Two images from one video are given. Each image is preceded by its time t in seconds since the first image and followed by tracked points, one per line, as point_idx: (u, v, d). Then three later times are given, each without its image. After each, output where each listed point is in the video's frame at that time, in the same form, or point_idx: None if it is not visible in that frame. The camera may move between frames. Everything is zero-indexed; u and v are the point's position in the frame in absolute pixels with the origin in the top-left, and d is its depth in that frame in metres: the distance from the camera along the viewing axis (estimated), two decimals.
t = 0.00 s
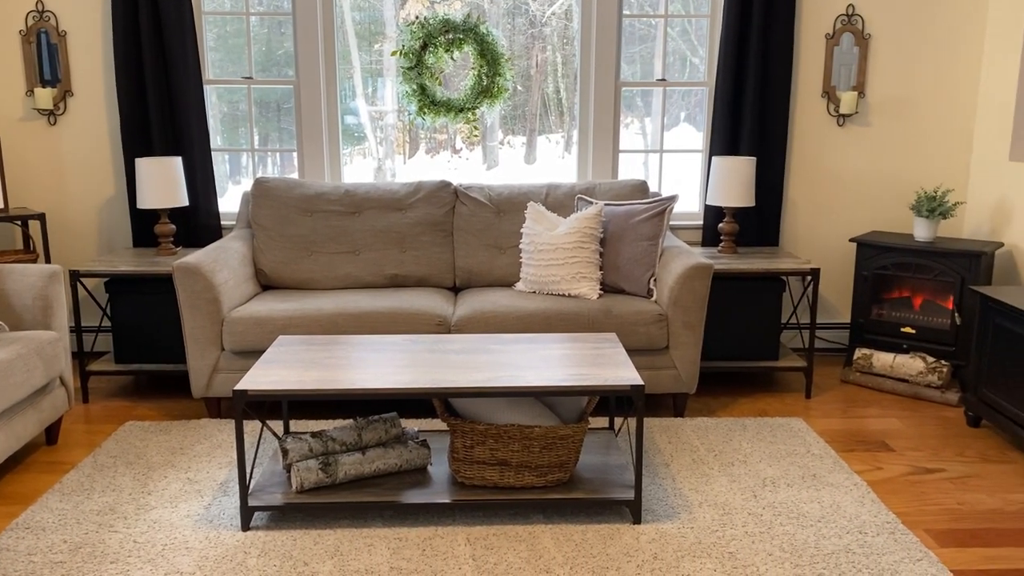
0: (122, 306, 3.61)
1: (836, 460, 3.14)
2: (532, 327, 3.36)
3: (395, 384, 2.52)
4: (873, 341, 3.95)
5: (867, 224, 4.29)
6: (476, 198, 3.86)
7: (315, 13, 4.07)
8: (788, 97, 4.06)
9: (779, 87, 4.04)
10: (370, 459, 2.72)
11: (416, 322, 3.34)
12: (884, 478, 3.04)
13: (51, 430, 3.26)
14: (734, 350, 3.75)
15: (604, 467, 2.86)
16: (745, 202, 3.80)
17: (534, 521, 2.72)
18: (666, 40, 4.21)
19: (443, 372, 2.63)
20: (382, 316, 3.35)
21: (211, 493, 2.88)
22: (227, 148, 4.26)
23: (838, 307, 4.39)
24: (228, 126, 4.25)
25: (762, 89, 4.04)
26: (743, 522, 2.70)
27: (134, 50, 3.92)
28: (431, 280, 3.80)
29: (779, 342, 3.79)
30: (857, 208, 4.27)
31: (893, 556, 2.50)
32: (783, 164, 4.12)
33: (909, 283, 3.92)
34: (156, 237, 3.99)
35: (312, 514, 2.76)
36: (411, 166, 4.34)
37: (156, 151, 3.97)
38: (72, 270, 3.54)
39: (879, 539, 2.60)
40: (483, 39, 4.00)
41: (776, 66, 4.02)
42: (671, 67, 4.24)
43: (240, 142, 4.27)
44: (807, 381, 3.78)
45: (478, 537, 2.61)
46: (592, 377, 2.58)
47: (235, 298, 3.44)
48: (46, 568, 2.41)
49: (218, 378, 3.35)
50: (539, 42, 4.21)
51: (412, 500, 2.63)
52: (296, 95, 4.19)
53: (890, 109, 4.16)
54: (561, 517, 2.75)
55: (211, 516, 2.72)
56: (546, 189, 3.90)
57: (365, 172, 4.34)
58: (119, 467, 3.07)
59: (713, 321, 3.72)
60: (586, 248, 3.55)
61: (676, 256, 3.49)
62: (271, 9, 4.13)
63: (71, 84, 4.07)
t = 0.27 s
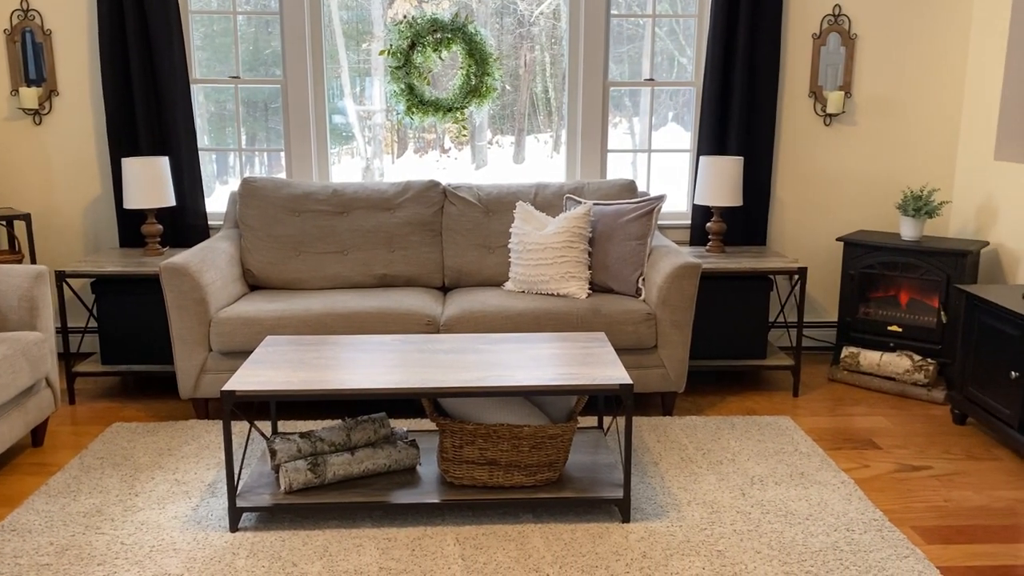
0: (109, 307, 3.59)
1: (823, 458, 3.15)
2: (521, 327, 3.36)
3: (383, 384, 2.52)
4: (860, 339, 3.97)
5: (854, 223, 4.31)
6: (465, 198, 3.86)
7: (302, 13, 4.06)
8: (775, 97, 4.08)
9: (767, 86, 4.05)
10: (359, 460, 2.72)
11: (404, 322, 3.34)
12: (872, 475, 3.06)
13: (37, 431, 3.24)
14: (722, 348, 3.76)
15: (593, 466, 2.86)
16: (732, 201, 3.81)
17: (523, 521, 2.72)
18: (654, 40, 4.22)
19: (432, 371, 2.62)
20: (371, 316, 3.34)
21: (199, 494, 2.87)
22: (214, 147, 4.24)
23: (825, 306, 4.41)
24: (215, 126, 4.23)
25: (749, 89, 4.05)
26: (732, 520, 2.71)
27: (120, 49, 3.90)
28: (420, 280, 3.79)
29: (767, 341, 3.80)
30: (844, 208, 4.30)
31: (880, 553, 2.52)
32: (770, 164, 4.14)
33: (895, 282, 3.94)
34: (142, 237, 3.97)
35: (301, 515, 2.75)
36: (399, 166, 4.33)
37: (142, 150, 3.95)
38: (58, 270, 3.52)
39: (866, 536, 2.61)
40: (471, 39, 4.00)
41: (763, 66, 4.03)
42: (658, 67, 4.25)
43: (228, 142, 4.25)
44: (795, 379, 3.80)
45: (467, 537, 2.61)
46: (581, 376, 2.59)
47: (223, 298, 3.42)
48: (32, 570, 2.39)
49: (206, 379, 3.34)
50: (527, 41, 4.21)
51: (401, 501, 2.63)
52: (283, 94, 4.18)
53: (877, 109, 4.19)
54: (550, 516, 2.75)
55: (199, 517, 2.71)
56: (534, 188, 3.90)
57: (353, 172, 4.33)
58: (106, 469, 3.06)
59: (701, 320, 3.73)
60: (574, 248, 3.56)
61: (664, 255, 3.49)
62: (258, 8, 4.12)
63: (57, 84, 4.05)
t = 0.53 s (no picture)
0: (95, 307, 3.57)
1: (811, 456, 3.17)
2: (510, 326, 3.36)
3: (372, 384, 2.51)
4: (847, 338, 3.99)
5: (841, 222, 4.34)
6: (453, 197, 3.86)
7: (289, 12, 4.05)
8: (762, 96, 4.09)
9: (754, 86, 4.07)
10: (347, 460, 2.72)
11: (393, 322, 3.33)
12: (859, 473, 3.08)
13: (23, 433, 3.22)
14: (710, 347, 3.77)
15: (582, 465, 2.87)
16: (720, 201, 3.82)
17: (512, 520, 2.72)
18: (642, 40, 4.23)
19: (420, 371, 2.62)
20: (360, 316, 3.33)
21: (187, 495, 2.86)
22: (201, 147, 4.22)
23: (812, 304, 4.43)
24: (202, 125, 4.21)
25: (737, 89, 4.07)
26: (720, 518, 2.72)
27: (106, 49, 3.88)
28: (408, 279, 3.79)
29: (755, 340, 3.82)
30: (831, 207, 4.32)
31: (867, 550, 2.53)
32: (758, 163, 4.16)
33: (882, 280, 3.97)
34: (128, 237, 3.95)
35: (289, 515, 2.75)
36: (387, 165, 4.32)
37: (128, 150, 3.93)
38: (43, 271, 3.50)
39: (853, 533, 2.62)
40: (459, 38, 3.99)
41: (750, 66, 4.05)
42: (646, 66, 4.26)
43: (215, 141, 4.23)
44: (782, 378, 3.82)
45: (457, 537, 2.61)
46: (570, 375, 2.59)
47: (210, 298, 3.41)
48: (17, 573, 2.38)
49: (194, 380, 3.33)
50: (515, 41, 4.21)
51: (390, 501, 2.63)
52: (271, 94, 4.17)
53: (863, 108, 4.21)
54: (539, 516, 2.75)
55: (187, 518, 2.70)
56: (523, 188, 3.91)
57: (341, 171, 4.32)
58: (92, 470, 3.04)
59: (689, 319, 3.75)
60: (563, 247, 3.56)
61: (652, 254, 3.50)
62: (245, 8, 4.11)
63: (42, 83, 4.02)
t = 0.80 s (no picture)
0: (81, 308, 3.55)
1: (799, 454, 3.18)
2: (498, 326, 3.36)
3: (360, 384, 2.51)
4: (835, 336, 4.01)
5: (828, 222, 4.36)
6: (441, 197, 3.85)
7: (277, 11, 4.04)
8: (749, 96, 4.11)
9: (741, 86, 4.08)
10: (336, 460, 2.71)
11: (381, 322, 3.33)
12: (846, 471, 3.09)
13: (8, 435, 3.20)
14: (698, 346, 3.78)
15: (571, 464, 2.87)
16: (708, 200, 3.83)
17: (502, 520, 2.72)
18: (630, 40, 4.23)
19: (409, 371, 2.62)
20: (348, 316, 3.33)
21: (174, 496, 2.85)
22: (188, 147, 4.20)
23: (800, 303, 4.45)
24: (189, 125, 4.20)
25: (724, 88, 4.08)
26: (708, 516, 2.73)
27: (92, 48, 3.86)
28: (397, 279, 3.78)
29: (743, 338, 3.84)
30: (818, 206, 4.34)
31: (855, 548, 2.54)
32: (745, 163, 4.17)
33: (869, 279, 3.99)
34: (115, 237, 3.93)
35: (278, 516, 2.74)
36: (375, 165, 4.32)
37: (115, 150, 3.91)
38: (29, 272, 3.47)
39: (841, 531, 2.64)
40: (447, 37, 3.99)
41: (738, 65, 4.06)
42: (635, 66, 4.27)
43: (201, 141, 4.21)
44: (770, 376, 3.84)
45: (446, 537, 2.61)
46: (559, 374, 2.59)
47: (197, 299, 3.40)
48: None
49: (181, 381, 3.31)
50: (503, 40, 4.21)
51: (378, 501, 2.62)
52: (258, 93, 4.15)
53: (850, 108, 4.23)
54: (528, 515, 2.75)
55: (175, 520, 2.69)
56: (511, 187, 3.91)
57: (329, 171, 4.31)
58: (79, 472, 3.02)
59: (677, 318, 3.76)
60: (552, 247, 3.56)
61: (641, 254, 3.51)
62: (232, 7, 4.09)
63: (27, 83, 3.99)
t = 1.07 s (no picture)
0: (67, 309, 3.53)
1: (786, 452, 3.20)
2: (487, 326, 3.36)
3: (349, 385, 2.50)
4: (822, 335, 4.03)
5: (816, 221, 4.38)
6: (430, 196, 3.85)
7: (264, 10, 4.02)
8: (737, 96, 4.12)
9: (729, 86, 4.10)
10: (324, 461, 2.70)
11: (370, 322, 3.32)
12: (834, 469, 3.11)
13: None
14: (686, 345, 3.80)
15: (560, 463, 2.87)
16: (696, 199, 3.85)
17: (491, 520, 2.72)
18: (618, 40, 4.24)
19: (398, 371, 2.62)
20: (337, 316, 3.32)
21: (162, 498, 2.83)
22: (175, 147, 4.18)
23: (787, 302, 4.47)
24: (176, 125, 4.18)
25: (712, 88, 4.09)
26: (697, 515, 2.74)
27: (77, 48, 3.84)
28: (385, 279, 3.78)
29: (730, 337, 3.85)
30: (805, 205, 4.36)
31: (842, 545, 2.56)
32: (732, 162, 4.19)
33: (855, 278, 4.01)
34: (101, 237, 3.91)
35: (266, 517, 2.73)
36: (363, 165, 4.31)
37: (101, 150, 3.88)
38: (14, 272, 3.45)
39: (828, 528, 2.65)
40: (435, 37, 3.99)
41: (725, 65, 4.07)
42: (623, 66, 4.28)
43: (188, 140, 4.19)
44: (758, 375, 3.85)
45: (435, 537, 2.61)
46: (548, 374, 2.60)
47: (184, 299, 3.38)
48: None
49: (168, 382, 3.30)
50: (491, 40, 4.21)
51: (367, 501, 2.62)
52: (245, 93, 4.13)
53: (836, 108, 4.25)
54: (517, 514, 2.75)
55: (162, 521, 2.68)
56: (500, 187, 3.91)
57: (317, 170, 4.30)
58: (65, 474, 3.00)
59: (666, 317, 3.77)
60: (540, 246, 3.57)
61: (629, 253, 3.52)
62: (219, 6, 4.07)
63: (11, 83, 3.97)
